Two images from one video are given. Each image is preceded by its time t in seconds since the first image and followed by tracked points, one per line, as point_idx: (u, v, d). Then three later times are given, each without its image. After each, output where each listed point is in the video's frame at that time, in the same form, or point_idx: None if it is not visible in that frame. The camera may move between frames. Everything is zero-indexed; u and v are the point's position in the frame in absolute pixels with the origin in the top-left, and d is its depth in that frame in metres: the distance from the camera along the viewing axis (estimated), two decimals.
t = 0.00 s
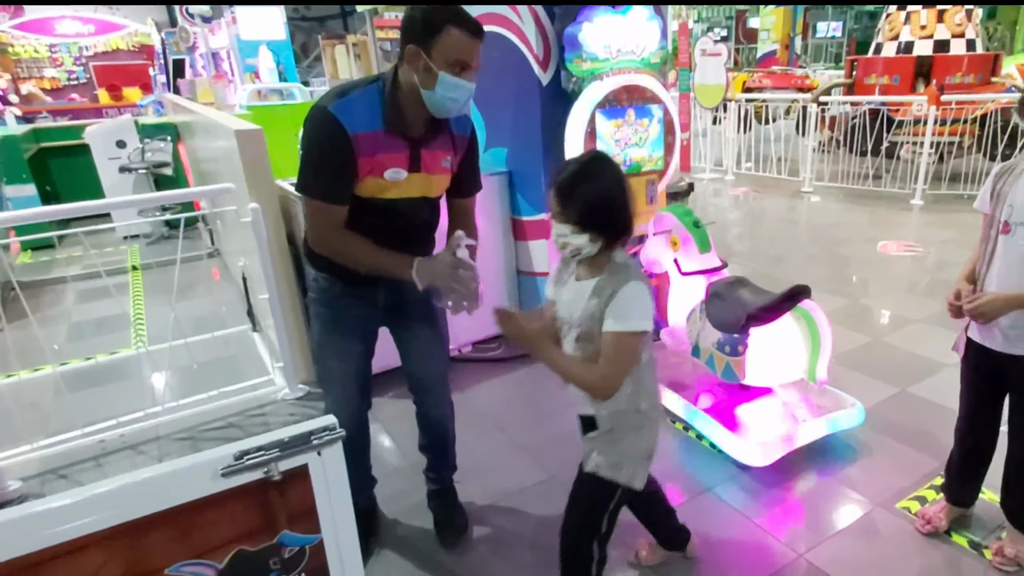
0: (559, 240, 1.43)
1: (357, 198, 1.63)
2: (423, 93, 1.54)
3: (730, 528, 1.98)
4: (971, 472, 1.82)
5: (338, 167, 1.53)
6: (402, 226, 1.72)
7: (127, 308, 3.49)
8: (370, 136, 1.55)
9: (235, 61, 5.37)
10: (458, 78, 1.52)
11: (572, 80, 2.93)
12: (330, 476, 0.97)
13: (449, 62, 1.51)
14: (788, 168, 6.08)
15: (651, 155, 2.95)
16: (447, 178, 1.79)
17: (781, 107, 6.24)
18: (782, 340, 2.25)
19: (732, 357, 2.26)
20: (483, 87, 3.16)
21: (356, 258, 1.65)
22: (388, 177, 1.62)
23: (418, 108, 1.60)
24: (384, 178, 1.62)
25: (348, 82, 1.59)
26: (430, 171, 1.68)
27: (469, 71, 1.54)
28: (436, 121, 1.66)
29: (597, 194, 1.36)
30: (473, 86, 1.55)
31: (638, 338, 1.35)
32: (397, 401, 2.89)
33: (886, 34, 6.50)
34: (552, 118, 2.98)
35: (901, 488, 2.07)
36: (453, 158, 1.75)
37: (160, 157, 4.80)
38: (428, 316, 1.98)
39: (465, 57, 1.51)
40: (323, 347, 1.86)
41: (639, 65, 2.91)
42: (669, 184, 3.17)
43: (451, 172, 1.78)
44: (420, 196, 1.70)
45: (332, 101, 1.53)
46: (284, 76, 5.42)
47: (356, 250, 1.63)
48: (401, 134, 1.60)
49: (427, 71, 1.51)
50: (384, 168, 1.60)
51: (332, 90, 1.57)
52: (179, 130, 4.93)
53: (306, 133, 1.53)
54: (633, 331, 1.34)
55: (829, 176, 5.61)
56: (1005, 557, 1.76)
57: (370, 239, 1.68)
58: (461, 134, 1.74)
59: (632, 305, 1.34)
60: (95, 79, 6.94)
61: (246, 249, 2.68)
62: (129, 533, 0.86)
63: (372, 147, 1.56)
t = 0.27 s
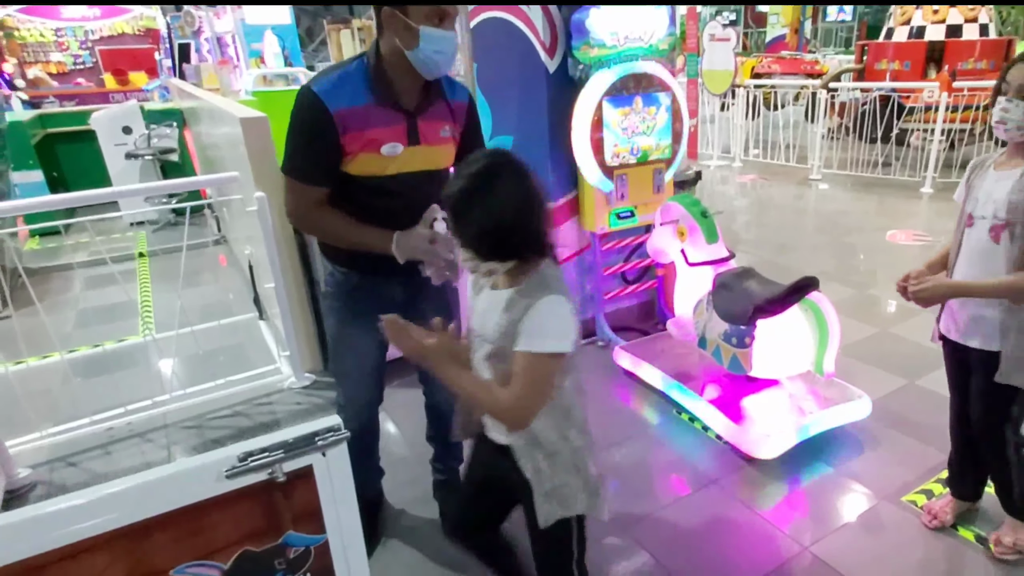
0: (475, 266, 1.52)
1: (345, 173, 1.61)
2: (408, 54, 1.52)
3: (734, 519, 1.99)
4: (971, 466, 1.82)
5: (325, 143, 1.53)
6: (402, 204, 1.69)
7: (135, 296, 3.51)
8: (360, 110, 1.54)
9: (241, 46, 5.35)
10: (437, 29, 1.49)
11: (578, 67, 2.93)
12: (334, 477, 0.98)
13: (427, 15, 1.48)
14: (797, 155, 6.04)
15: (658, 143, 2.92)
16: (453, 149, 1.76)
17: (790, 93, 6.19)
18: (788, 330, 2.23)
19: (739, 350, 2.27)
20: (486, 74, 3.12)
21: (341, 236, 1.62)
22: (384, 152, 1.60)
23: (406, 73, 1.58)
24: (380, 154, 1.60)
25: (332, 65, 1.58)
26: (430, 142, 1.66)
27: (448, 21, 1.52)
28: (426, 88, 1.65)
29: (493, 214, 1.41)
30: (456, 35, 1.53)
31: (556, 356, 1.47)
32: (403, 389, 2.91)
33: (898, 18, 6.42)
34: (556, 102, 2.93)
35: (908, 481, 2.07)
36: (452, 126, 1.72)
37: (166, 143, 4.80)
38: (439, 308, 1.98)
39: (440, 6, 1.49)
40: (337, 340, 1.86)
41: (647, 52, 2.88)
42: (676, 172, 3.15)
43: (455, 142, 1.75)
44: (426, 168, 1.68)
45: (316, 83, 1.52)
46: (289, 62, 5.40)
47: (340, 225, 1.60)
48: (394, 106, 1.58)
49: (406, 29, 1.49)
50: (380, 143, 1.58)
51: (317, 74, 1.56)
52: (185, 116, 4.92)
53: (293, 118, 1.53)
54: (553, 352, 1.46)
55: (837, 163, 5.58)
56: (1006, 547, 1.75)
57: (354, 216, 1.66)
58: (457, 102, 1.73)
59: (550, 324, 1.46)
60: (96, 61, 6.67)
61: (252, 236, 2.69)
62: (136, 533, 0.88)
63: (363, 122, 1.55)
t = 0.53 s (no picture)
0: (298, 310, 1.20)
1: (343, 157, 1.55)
2: (386, 32, 1.45)
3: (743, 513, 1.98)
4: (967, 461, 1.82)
5: (321, 128, 1.50)
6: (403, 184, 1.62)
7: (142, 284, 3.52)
8: (348, 92, 1.50)
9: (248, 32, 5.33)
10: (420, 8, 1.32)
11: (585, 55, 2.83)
12: (337, 476, 0.93)
13: None
14: (805, 144, 6.01)
15: (666, 132, 2.90)
16: (449, 125, 1.72)
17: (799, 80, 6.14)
18: (793, 321, 2.22)
19: (746, 341, 2.24)
20: (492, 61, 3.11)
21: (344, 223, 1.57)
22: (377, 132, 1.55)
23: (390, 52, 1.53)
24: (374, 133, 1.55)
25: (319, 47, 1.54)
26: (423, 119, 1.61)
27: None
28: (414, 64, 1.60)
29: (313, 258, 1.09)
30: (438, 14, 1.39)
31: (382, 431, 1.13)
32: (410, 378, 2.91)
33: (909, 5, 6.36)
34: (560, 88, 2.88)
35: (918, 476, 2.06)
36: (447, 101, 1.68)
37: (173, 129, 4.80)
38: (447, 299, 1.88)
39: None
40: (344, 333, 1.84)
41: (656, 39, 2.83)
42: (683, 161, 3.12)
43: (450, 116, 1.70)
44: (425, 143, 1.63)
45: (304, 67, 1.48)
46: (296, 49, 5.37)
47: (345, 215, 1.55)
48: (385, 84, 1.54)
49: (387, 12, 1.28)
50: (372, 122, 1.54)
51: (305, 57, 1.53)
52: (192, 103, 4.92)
53: (285, 104, 1.50)
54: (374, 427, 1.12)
55: (846, 152, 5.54)
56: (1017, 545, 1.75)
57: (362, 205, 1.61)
58: (449, 76, 1.67)
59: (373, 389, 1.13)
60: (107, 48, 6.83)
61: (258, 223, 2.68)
62: (133, 535, 0.83)
63: (352, 102, 1.51)
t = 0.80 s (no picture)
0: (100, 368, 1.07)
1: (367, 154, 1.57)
2: (409, 31, 1.48)
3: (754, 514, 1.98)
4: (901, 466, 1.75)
5: (339, 122, 1.49)
6: (424, 176, 1.64)
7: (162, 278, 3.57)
8: (370, 88, 1.50)
9: (266, 27, 5.36)
10: (442, 9, 1.42)
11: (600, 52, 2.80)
12: (348, 478, 0.94)
13: None
14: (823, 140, 5.95)
15: (683, 130, 2.88)
16: (466, 126, 1.70)
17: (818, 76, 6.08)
18: (813, 322, 2.20)
19: (760, 341, 2.24)
20: (509, 56, 3.11)
21: (376, 220, 1.58)
22: (394, 129, 1.55)
23: (411, 51, 1.54)
24: (391, 130, 1.55)
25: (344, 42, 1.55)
26: (441, 119, 1.60)
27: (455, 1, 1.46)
28: (435, 64, 1.59)
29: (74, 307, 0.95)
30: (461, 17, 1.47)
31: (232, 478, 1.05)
32: (423, 374, 2.94)
33: None
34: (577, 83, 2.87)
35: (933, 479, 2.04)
36: (464, 102, 1.65)
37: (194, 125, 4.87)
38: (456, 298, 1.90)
39: None
40: (353, 327, 1.85)
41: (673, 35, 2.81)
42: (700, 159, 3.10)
43: (467, 118, 1.68)
44: (440, 145, 1.63)
45: (327, 61, 1.49)
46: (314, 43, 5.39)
47: (380, 211, 1.57)
48: (401, 81, 1.53)
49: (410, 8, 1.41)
50: (390, 119, 1.54)
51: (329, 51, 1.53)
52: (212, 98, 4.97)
53: (309, 99, 1.51)
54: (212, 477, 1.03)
55: (866, 148, 5.48)
56: None
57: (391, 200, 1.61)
58: (468, 78, 1.66)
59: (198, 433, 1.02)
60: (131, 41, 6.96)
61: (275, 218, 2.72)
62: (146, 537, 0.85)
63: (372, 98, 1.51)
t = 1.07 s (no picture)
0: None
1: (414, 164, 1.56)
2: (454, 49, 1.48)
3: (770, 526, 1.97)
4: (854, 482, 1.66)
5: (384, 127, 1.48)
6: (450, 185, 1.65)
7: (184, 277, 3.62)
8: (415, 97, 1.50)
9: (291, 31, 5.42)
10: (487, 33, 1.44)
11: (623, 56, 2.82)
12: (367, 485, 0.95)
13: (480, 16, 1.40)
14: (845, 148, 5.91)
15: (704, 137, 2.87)
16: (495, 142, 1.70)
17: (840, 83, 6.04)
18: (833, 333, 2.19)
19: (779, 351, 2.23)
20: (534, 62, 3.11)
21: (425, 226, 1.55)
22: (432, 139, 1.55)
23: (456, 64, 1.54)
24: (428, 141, 1.55)
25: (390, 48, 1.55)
26: (475, 134, 1.61)
27: (503, 27, 1.46)
28: (476, 79, 1.59)
29: None
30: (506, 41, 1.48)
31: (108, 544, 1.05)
32: (440, 376, 2.95)
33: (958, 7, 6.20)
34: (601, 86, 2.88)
35: (955, 494, 2.02)
36: (497, 118, 1.65)
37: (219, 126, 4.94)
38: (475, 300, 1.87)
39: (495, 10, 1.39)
40: (369, 325, 1.86)
41: (695, 42, 2.81)
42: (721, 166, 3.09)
43: (497, 134, 1.69)
44: (470, 158, 1.64)
45: (376, 65, 1.49)
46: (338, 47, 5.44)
47: (431, 212, 1.53)
48: (441, 92, 1.53)
49: (458, 25, 1.43)
50: (430, 129, 1.54)
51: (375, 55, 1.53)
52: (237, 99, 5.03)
53: (353, 100, 1.50)
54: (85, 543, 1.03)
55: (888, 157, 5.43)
56: None
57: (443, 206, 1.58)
58: (502, 94, 1.66)
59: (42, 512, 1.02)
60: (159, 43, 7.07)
61: (298, 219, 2.75)
62: (166, 540, 0.86)
63: (417, 107, 1.50)
